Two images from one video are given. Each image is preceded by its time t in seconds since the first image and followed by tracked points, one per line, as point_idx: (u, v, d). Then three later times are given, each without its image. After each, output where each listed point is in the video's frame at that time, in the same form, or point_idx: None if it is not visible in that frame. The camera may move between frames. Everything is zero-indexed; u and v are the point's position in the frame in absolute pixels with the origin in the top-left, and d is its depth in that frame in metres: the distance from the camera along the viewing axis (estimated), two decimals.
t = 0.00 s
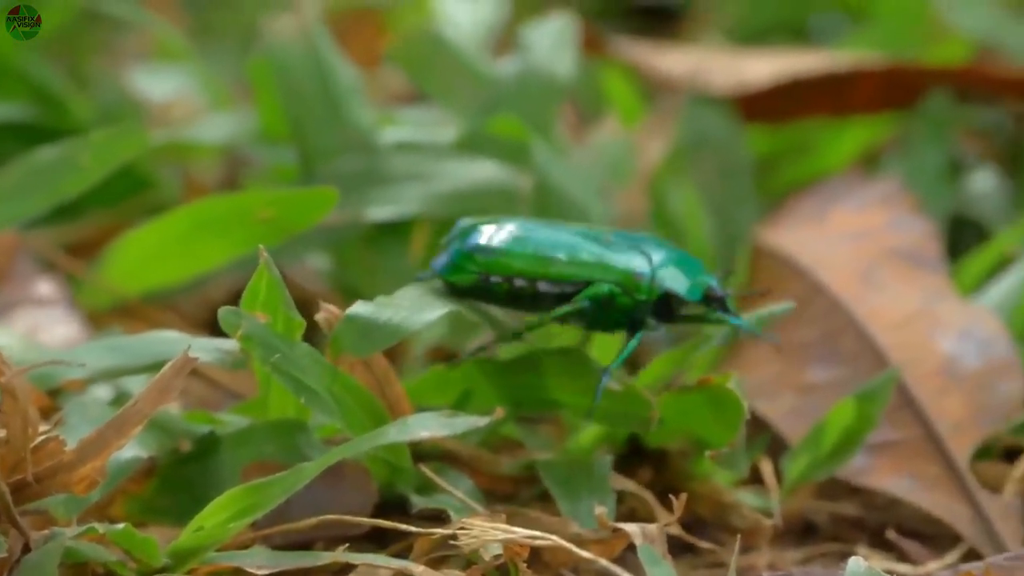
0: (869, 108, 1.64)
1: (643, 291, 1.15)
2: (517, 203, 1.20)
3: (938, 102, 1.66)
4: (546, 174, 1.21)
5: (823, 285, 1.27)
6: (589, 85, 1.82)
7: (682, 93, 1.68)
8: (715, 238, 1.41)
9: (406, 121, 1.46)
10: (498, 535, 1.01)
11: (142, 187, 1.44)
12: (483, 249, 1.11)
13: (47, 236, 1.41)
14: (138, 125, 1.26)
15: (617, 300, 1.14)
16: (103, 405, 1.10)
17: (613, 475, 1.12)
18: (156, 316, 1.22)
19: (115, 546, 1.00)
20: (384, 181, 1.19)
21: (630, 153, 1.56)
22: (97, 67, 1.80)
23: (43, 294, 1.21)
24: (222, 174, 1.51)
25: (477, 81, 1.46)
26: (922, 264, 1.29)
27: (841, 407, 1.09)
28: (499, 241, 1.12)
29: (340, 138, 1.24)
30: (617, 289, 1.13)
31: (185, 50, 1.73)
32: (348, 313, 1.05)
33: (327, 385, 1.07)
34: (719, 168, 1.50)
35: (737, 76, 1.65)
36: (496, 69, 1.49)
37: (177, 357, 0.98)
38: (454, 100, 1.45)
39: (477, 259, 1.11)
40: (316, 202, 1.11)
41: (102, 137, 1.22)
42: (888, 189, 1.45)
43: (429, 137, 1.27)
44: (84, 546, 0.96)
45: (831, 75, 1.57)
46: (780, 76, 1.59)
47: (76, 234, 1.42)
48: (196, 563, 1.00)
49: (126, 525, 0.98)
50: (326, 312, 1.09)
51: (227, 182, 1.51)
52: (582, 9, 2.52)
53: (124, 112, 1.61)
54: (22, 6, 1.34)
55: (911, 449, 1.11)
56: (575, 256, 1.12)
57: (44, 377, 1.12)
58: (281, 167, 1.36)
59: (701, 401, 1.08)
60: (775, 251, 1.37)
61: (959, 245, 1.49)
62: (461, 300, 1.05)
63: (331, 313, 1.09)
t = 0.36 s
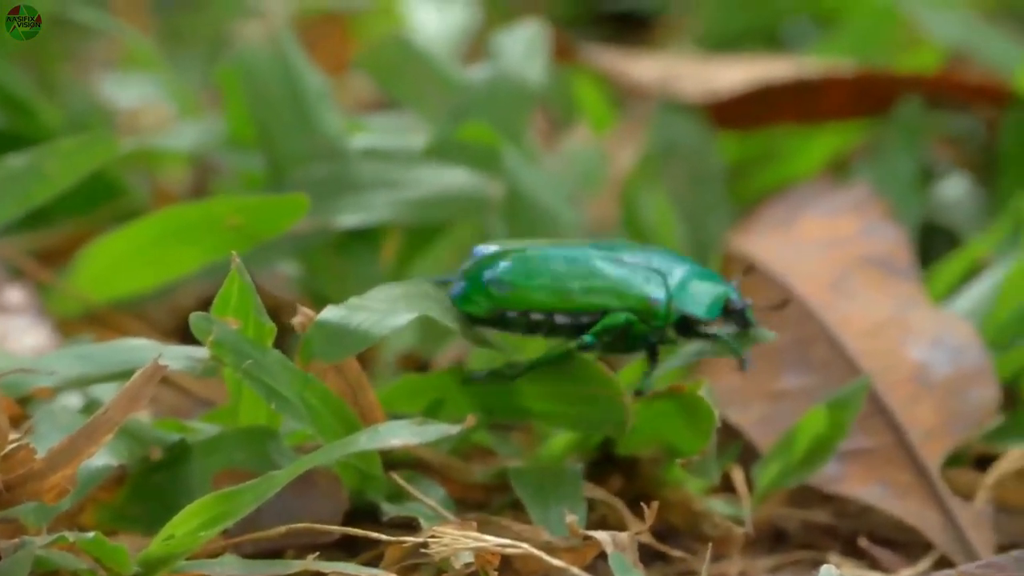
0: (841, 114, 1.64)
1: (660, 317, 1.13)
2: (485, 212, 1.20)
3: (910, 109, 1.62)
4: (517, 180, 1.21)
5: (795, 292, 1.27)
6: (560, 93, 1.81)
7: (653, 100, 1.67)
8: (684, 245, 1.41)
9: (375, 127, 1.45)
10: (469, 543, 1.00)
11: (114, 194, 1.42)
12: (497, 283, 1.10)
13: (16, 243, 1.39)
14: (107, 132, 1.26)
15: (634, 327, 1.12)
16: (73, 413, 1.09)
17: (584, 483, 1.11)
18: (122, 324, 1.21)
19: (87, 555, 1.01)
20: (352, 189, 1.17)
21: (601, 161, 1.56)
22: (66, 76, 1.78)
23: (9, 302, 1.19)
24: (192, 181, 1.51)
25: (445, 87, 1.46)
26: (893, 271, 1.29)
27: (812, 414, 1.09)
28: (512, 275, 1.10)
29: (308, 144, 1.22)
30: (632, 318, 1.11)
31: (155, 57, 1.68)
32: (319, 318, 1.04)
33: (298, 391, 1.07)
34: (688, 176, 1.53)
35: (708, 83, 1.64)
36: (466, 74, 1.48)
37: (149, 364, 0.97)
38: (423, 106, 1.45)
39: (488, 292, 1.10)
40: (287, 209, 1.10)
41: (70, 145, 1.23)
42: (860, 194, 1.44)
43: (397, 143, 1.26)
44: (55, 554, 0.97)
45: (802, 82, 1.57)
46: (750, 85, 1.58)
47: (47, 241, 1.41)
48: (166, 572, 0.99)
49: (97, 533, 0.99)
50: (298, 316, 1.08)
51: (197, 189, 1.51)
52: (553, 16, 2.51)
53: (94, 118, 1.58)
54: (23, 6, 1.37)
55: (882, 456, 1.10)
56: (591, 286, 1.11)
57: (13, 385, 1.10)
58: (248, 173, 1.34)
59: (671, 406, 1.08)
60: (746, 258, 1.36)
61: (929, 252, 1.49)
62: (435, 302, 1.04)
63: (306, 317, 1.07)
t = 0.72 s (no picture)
0: (811, 119, 1.64)
1: (653, 291, 1.16)
2: (456, 219, 1.19)
3: (880, 115, 1.62)
4: (488, 188, 1.18)
5: (767, 300, 1.26)
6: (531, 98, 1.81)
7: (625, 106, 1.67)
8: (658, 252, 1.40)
9: (348, 134, 1.44)
10: (441, 552, 1.00)
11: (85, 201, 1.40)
12: (491, 288, 1.08)
13: None
14: (78, 139, 1.25)
15: (631, 306, 1.15)
16: (43, 422, 1.09)
17: (557, 493, 1.11)
18: (92, 333, 1.20)
19: (57, 565, 1.00)
20: (322, 198, 1.16)
21: (573, 166, 1.55)
22: (36, 82, 1.77)
23: None
24: (164, 189, 1.51)
25: (416, 92, 1.43)
26: (865, 280, 1.29)
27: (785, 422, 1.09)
28: (504, 278, 1.09)
29: (277, 152, 1.21)
30: (628, 294, 1.14)
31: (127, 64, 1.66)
32: (292, 327, 1.04)
33: (270, 400, 1.06)
34: (661, 181, 1.53)
35: (681, 92, 1.63)
36: (437, 82, 1.44)
37: (122, 373, 0.98)
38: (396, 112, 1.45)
39: (486, 301, 1.09)
40: (261, 216, 1.10)
41: (41, 153, 1.22)
42: (833, 201, 1.43)
43: (369, 151, 1.26)
44: (26, 565, 0.96)
45: (776, 90, 1.59)
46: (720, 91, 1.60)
47: (17, 248, 1.40)
48: None
49: (69, 543, 0.98)
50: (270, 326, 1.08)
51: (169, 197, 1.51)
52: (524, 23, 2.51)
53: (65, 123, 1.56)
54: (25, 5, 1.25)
55: (855, 464, 1.10)
56: (585, 273, 1.12)
57: None
58: (221, 181, 1.35)
59: (643, 417, 1.08)
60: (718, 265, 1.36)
61: (903, 258, 1.49)
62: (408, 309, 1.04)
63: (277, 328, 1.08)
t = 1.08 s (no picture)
0: (775, 132, 1.64)
1: (620, 302, 1.16)
2: (421, 226, 1.18)
3: (846, 122, 1.60)
4: (451, 198, 1.17)
5: (730, 309, 1.26)
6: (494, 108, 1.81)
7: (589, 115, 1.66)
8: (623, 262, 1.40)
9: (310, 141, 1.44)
10: (404, 562, 0.99)
11: (44, 212, 1.35)
12: (457, 298, 1.07)
13: None
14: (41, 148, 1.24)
15: (598, 316, 1.15)
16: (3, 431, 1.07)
17: (521, 502, 1.11)
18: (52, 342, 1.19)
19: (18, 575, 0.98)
20: (289, 205, 1.16)
21: (537, 175, 1.55)
22: None
23: None
24: (125, 196, 1.49)
25: (381, 99, 1.42)
26: (829, 288, 1.29)
27: (750, 431, 1.08)
28: (471, 288, 1.08)
29: (242, 160, 1.21)
30: (595, 305, 1.14)
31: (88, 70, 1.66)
32: (255, 336, 1.03)
33: (233, 409, 1.05)
34: (625, 189, 1.53)
35: (647, 99, 1.61)
36: (401, 90, 1.44)
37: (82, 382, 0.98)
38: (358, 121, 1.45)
39: (452, 311, 1.07)
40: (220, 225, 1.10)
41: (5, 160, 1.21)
42: (797, 211, 1.43)
43: (332, 158, 1.26)
44: None
45: (740, 98, 1.56)
46: (688, 99, 1.58)
47: None
48: None
49: (30, 553, 0.96)
50: (228, 338, 1.07)
51: (129, 204, 1.49)
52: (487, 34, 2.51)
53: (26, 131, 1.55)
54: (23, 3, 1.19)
55: (821, 473, 1.09)
56: (552, 283, 1.12)
57: None
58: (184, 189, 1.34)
59: (607, 426, 1.08)
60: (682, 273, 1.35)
61: (868, 268, 1.49)
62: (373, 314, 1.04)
63: (236, 339, 1.08)
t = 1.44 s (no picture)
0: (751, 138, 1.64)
1: (595, 308, 1.16)
2: (394, 233, 1.18)
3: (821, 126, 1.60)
4: (425, 203, 1.18)
5: (703, 315, 1.26)
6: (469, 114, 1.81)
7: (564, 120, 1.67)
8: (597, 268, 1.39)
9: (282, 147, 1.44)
10: (377, 570, 0.99)
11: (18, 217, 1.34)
12: (431, 305, 1.08)
13: None
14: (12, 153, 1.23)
15: (572, 322, 1.15)
16: None
17: (494, 509, 1.10)
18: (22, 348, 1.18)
19: None
20: (260, 211, 1.16)
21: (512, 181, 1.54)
22: None
23: None
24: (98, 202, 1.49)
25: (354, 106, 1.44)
26: (804, 294, 1.28)
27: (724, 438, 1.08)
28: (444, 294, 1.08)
29: (215, 167, 1.21)
30: (570, 310, 1.14)
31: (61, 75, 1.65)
32: (227, 343, 1.02)
33: (206, 416, 1.05)
34: (599, 195, 1.52)
35: (622, 105, 1.62)
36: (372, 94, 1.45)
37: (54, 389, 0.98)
38: (331, 127, 1.44)
39: (425, 317, 1.08)
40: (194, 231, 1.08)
41: None
42: (770, 216, 1.42)
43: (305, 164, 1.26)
44: None
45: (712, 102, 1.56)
46: (662, 104, 1.58)
47: None
48: None
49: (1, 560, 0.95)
50: (199, 346, 1.06)
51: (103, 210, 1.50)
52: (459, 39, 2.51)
53: None
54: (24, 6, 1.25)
55: (796, 480, 1.09)
56: (526, 289, 1.12)
57: None
58: (157, 194, 1.33)
59: (581, 433, 1.07)
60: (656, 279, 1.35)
61: (843, 274, 1.48)
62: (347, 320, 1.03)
63: (208, 346, 1.07)
